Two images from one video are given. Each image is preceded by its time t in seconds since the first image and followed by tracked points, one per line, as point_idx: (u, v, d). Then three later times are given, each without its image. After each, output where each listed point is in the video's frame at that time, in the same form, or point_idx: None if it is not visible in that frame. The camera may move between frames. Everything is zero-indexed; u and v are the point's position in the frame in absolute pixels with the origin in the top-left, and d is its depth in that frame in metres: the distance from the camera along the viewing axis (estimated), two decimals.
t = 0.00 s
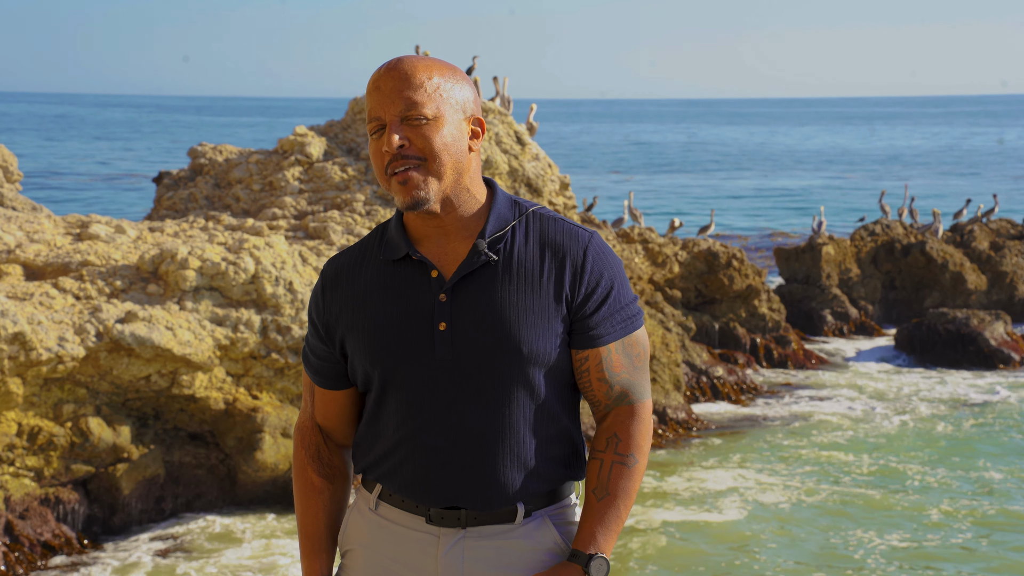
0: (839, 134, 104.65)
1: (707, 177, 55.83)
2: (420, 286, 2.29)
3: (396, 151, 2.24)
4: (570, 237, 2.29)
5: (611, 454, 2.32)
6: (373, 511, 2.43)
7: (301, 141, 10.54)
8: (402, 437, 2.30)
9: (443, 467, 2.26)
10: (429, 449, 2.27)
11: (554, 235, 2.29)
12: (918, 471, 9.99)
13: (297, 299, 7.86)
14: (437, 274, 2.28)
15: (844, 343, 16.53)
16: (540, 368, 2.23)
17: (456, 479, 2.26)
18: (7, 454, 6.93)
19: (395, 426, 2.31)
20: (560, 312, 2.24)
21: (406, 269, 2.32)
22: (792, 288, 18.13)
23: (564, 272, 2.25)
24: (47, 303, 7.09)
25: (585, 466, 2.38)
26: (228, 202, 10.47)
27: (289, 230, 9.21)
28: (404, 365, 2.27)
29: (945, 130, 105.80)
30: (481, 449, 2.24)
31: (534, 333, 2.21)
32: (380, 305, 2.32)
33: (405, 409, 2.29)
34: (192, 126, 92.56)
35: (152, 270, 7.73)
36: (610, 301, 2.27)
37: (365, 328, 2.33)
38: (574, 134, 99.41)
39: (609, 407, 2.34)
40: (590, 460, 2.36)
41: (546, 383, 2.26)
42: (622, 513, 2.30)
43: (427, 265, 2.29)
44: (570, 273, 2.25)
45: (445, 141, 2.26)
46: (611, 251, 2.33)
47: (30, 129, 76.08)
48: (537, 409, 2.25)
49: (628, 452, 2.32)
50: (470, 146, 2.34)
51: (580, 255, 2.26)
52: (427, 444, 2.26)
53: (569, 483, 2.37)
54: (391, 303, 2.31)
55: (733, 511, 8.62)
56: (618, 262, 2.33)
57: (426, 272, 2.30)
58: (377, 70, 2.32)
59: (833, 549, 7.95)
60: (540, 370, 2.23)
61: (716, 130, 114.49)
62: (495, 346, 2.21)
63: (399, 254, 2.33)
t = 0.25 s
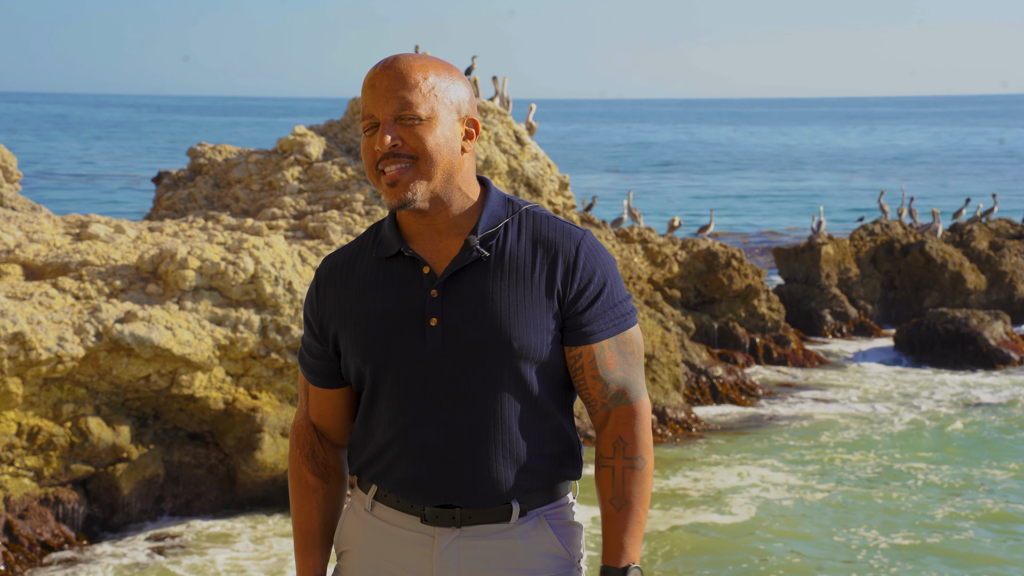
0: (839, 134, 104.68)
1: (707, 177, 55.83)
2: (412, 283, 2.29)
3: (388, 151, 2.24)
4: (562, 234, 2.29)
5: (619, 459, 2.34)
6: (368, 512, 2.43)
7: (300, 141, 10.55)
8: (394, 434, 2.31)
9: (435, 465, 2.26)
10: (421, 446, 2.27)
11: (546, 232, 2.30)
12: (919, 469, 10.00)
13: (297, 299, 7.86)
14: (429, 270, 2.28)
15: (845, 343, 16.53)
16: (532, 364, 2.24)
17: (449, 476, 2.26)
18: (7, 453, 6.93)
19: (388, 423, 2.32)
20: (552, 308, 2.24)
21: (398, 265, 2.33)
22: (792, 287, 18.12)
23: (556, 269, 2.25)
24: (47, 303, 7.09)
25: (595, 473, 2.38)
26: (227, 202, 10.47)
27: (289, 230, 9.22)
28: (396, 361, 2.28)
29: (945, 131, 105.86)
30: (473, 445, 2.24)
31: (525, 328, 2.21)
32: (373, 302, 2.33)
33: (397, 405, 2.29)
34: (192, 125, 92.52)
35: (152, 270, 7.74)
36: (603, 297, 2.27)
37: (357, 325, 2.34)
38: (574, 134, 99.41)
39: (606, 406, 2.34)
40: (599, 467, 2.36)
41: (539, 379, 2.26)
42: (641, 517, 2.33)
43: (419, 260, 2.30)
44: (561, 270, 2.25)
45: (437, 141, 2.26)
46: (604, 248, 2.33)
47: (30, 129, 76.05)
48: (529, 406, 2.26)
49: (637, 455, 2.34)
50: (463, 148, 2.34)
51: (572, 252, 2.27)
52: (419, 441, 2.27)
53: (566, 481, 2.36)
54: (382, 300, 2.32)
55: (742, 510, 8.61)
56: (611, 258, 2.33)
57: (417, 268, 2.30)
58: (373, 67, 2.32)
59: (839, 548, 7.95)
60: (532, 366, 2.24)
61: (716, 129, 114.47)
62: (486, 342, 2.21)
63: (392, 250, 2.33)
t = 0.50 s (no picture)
0: (838, 134, 104.70)
1: (707, 177, 55.83)
2: (404, 287, 2.30)
3: (383, 158, 2.24)
4: (554, 235, 2.29)
5: (622, 461, 2.33)
6: (362, 513, 2.43)
7: (299, 141, 10.55)
8: (388, 439, 2.31)
9: (429, 469, 2.26)
10: (415, 450, 2.27)
11: (537, 234, 2.30)
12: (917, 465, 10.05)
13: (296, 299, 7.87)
14: (420, 274, 2.29)
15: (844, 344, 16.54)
16: (525, 366, 2.24)
17: (443, 480, 2.26)
18: (6, 453, 6.94)
19: (381, 427, 2.32)
20: (544, 310, 2.24)
21: (390, 270, 2.33)
22: (791, 287, 18.11)
23: (548, 271, 2.25)
24: (46, 303, 7.10)
25: (598, 476, 2.39)
26: (227, 202, 10.47)
27: (288, 230, 9.22)
28: (388, 365, 2.28)
29: (944, 130, 105.88)
30: (467, 448, 2.24)
31: (517, 331, 2.21)
32: (365, 307, 2.33)
33: (390, 410, 2.29)
34: (191, 125, 92.46)
35: (151, 270, 7.74)
36: (595, 298, 2.27)
37: (350, 331, 2.34)
38: (573, 134, 99.38)
39: (602, 406, 2.34)
40: (600, 470, 2.36)
41: (532, 381, 2.26)
42: (648, 518, 2.33)
43: (411, 265, 2.31)
44: (553, 271, 2.25)
45: (431, 149, 2.26)
46: (596, 248, 2.33)
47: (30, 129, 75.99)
48: (522, 408, 2.26)
49: (638, 455, 2.34)
50: (455, 154, 2.35)
51: (564, 254, 2.27)
52: (413, 446, 2.27)
53: (560, 482, 2.37)
54: (375, 305, 2.32)
55: (753, 515, 8.51)
56: (603, 259, 2.33)
57: (409, 272, 2.31)
58: (368, 71, 2.31)
59: (843, 548, 7.94)
60: (525, 368, 2.24)
61: (715, 129, 114.47)
62: (479, 345, 2.21)
63: (383, 255, 2.34)
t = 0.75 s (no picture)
0: (837, 134, 104.73)
1: (706, 177, 55.83)
2: (396, 287, 2.30)
3: (384, 150, 2.23)
4: (546, 236, 2.30)
5: (607, 458, 2.34)
6: (354, 514, 2.43)
7: (298, 141, 10.55)
8: (380, 439, 2.31)
9: (422, 469, 2.26)
10: (407, 451, 2.27)
11: (530, 234, 2.31)
12: (917, 463, 10.07)
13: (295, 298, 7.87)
14: (412, 274, 2.29)
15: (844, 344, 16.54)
16: (518, 367, 2.24)
17: (436, 481, 2.26)
18: (5, 453, 6.94)
19: (373, 428, 2.32)
20: (538, 310, 2.25)
21: (382, 270, 2.33)
22: (790, 287, 18.10)
23: (541, 271, 2.26)
24: (45, 303, 7.10)
25: (582, 473, 2.39)
26: (226, 202, 10.48)
27: (287, 229, 9.22)
28: (381, 366, 2.28)
29: (944, 130, 105.89)
30: (460, 450, 2.24)
31: (511, 331, 2.22)
32: (356, 307, 2.33)
33: (382, 411, 2.29)
34: (191, 125, 92.42)
35: (150, 270, 7.74)
36: (588, 299, 2.29)
37: (341, 330, 2.34)
38: (573, 133, 99.37)
39: (592, 405, 2.35)
40: (585, 466, 2.37)
41: (526, 382, 2.27)
42: (627, 515, 2.33)
43: (403, 265, 2.31)
44: (547, 272, 2.26)
45: (431, 144, 2.27)
46: (588, 249, 2.35)
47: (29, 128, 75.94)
48: (516, 409, 2.26)
49: (622, 454, 2.34)
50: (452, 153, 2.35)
51: (557, 256, 2.28)
52: (406, 446, 2.27)
53: (553, 482, 2.38)
54: (366, 305, 2.32)
55: (759, 518, 8.45)
56: (595, 260, 2.35)
57: (401, 272, 2.31)
58: (371, 63, 2.31)
59: (846, 549, 7.91)
60: (518, 368, 2.24)
61: (715, 129, 114.46)
62: (473, 345, 2.22)
63: (374, 255, 2.34)
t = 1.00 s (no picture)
0: (837, 134, 104.77)
1: (706, 176, 55.85)
2: (393, 283, 2.30)
3: (382, 145, 2.25)
4: (546, 236, 2.32)
5: (599, 452, 2.36)
6: (347, 514, 2.42)
7: (297, 141, 10.55)
8: (373, 436, 2.31)
9: (415, 467, 2.26)
10: (401, 448, 2.27)
11: (529, 234, 2.33)
12: (915, 461, 10.08)
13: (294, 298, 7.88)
14: (411, 271, 2.29)
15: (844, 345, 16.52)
16: (515, 366, 2.25)
17: (429, 479, 2.26)
18: (5, 453, 6.94)
19: (367, 425, 2.31)
20: (537, 311, 2.27)
21: (379, 266, 2.33)
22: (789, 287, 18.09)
23: (540, 272, 2.28)
24: (44, 303, 7.10)
25: (572, 464, 2.41)
26: (225, 202, 10.48)
27: (287, 229, 9.22)
28: (376, 363, 2.28)
29: (943, 130, 105.88)
30: (454, 449, 2.25)
31: (509, 331, 2.23)
32: (352, 303, 2.33)
33: (376, 407, 2.29)
34: (190, 125, 92.40)
35: (149, 270, 7.74)
36: (586, 300, 2.31)
37: (336, 326, 2.33)
38: (572, 133, 99.35)
39: (588, 402, 2.39)
40: (577, 458, 2.39)
41: (522, 381, 2.28)
42: (613, 508, 2.35)
43: (402, 261, 2.31)
44: (547, 273, 2.29)
45: (431, 141, 2.28)
46: (586, 251, 2.37)
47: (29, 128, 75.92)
48: (511, 408, 2.27)
49: (614, 448, 2.37)
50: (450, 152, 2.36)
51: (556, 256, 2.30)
52: (400, 444, 2.27)
53: (547, 482, 2.40)
54: (363, 301, 2.32)
55: (763, 521, 8.42)
56: (593, 262, 2.38)
57: (399, 269, 2.31)
58: (372, 60, 2.32)
59: (850, 549, 7.91)
60: (515, 368, 2.26)
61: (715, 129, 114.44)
62: (470, 344, 2.22)
63: (373, 250, 2.34)
